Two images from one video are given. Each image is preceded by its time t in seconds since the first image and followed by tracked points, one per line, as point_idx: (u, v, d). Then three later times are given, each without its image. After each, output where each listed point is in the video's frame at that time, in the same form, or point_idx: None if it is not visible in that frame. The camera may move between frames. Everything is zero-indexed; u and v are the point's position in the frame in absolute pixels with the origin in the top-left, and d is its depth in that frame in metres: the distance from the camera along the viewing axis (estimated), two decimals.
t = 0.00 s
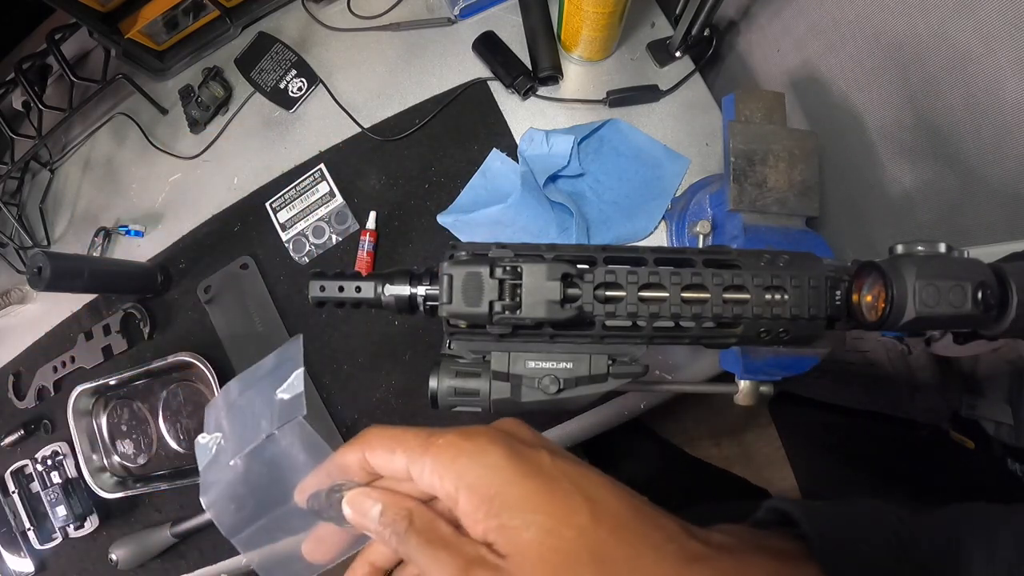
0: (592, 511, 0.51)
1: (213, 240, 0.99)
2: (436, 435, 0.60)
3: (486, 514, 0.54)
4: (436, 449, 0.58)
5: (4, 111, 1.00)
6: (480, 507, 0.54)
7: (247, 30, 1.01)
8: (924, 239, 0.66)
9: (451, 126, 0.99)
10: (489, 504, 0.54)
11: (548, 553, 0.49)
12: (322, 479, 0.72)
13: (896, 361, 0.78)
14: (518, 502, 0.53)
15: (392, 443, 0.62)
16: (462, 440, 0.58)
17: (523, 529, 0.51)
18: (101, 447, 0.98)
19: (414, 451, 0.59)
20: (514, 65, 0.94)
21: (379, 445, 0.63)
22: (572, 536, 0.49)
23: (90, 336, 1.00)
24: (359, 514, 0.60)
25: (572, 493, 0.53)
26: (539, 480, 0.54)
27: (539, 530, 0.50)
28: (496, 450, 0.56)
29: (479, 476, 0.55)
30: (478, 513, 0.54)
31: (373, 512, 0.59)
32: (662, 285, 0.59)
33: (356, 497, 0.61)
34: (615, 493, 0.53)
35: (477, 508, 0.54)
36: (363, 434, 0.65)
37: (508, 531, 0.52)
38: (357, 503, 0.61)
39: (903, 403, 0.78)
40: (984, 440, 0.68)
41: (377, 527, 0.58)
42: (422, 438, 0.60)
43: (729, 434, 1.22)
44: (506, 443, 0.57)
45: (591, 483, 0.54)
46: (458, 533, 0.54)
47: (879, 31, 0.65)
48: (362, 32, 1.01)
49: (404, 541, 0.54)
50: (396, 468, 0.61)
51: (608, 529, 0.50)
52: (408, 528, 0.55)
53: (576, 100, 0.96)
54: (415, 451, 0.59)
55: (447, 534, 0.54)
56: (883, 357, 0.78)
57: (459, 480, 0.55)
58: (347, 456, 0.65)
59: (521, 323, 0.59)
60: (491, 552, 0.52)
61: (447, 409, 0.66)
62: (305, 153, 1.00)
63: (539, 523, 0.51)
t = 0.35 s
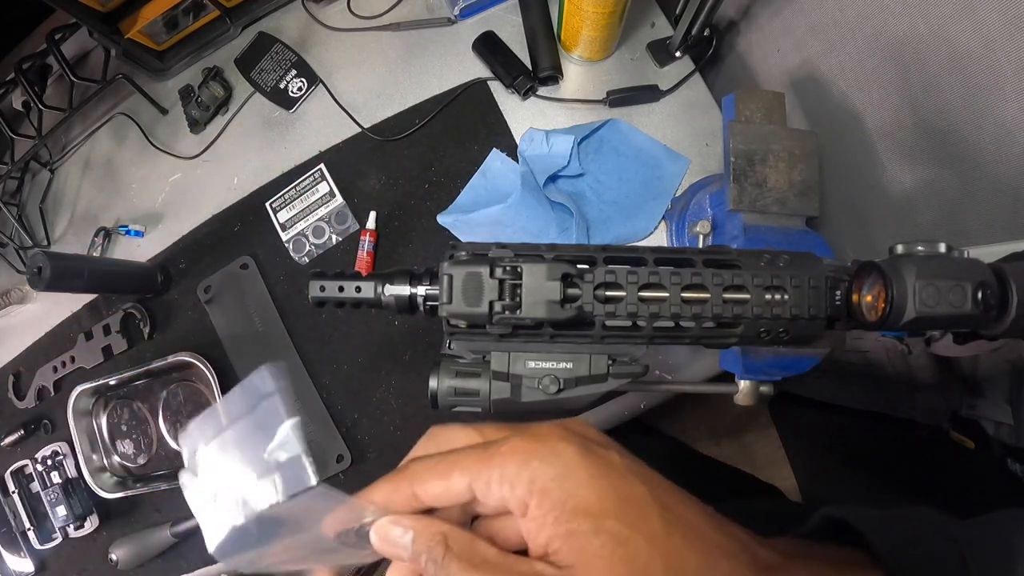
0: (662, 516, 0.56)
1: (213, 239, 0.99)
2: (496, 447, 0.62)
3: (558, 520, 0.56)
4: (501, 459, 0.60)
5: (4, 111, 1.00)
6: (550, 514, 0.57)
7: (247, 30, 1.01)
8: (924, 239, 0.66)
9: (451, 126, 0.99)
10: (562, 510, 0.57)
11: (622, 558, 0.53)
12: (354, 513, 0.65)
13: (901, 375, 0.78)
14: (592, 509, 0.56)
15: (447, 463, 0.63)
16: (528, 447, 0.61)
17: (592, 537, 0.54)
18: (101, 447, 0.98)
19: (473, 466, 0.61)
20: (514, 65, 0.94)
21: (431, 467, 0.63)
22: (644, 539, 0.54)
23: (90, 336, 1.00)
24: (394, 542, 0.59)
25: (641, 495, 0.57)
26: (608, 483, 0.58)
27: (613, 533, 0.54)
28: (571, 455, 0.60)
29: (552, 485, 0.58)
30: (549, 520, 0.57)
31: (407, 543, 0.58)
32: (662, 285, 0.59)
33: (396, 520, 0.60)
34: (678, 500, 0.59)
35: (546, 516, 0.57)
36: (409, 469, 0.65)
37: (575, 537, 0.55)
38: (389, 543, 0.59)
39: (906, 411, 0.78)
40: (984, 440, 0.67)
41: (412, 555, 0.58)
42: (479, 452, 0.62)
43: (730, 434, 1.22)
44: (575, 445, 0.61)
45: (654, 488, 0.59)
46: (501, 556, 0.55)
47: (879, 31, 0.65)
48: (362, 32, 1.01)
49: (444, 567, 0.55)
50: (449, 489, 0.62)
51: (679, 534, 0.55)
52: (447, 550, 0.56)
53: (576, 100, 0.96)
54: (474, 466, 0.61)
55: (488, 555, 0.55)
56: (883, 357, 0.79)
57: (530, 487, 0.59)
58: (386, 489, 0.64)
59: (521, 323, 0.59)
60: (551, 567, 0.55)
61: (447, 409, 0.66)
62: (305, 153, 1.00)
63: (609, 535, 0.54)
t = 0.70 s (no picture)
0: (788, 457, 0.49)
1: (213, 239, 0.99)
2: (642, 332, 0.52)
3: (679, 431, 0.49)
4: (646, 348, 0.50)
5: (5, 111, 1.00)
6: (680, 422, 0.49)
7: (247, 30, 1.01)
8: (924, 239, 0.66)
9: (451, 126, 0.99)
10: (694, 423, 0.48)
11: (733, 509, 0.47)
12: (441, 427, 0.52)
13: (902, 374, 0.79)
14: (729, 428, 0.48)
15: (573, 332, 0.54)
16: (680, 342, 0.50)
17: (715, 458, 0.48)
18: (101, 447, 0.98)
19: (611, 347, 0.52)
20: (514, 65, 0.94)
21: (559, 336, 0.54)
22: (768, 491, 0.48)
23: (90, 336, 0.99)
24: (466, 450, 0.51)
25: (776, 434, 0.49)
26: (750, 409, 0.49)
27: (739, 470, 0.47)
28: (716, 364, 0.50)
29: (690, 394, 0.49)
30: (677, 425, 0.49)
31: (483, 453, 0.50)
32: (662, 285, 0.59)
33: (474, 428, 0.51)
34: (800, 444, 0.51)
35: (678, 420, 0.49)
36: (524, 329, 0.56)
37: (690, 455, 0.48)
38: (461, 456, 0.51)
39: (904, 408, 0.77)
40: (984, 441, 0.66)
41: (489, 469, 0.50)
42: (620, 334, 0.52)
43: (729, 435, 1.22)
44: (723, 351, 0.51)
45: (786, 426, 0.51)
46: (587, 472, 0.49)
47: (879, 30, 0.65)
48: (362, 32, 1.01)
49: (528, 485, 0.49)
50: (576, 365, 0.53)
51: (797, 492, 0.49)
52: (533, 462, 0.49)
53: (576, 100, 0.96)
54: (616, 348, 0.52)
55: (574, 471, 0.48)
56: (883, 356, 0.81)
57: (667, 386, 0.50)
58: (500, 351, 0.56)
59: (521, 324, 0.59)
60: (653, 484, 0.49)
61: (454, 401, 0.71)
62: (305, 153, 1.00)
63: (734, 464, 0.47)
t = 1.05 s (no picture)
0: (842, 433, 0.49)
1: (213, 240, 0.99)
2: (715, 291, 0.51)
3: (741, 395, 0.49)
4: (721, 306, 0.50)
5: (5, 111, 1.00)
6: (746, 385, 0.49)
7: (246, 30, 1.01)
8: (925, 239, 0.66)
9: (451, 126, 0.99)
10: (757, 389, 0.48)
11: (785, 477, 0.47)
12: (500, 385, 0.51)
13: (904, 372, 0.75)
14: (793, 398, 0.48)
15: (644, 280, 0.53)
16: (750, 304, 0.50)
17: (773, 425, 0.47)
18: (101, 447, 0.98)
19: (689, 298, 0.51)
20: (514, 65, 0.94)
21: (637, 282, 0.52)
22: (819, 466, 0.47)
23: (90, 336, 1.00)
24: (497, 399, 0.50)
25: (833, 409, 0.49)
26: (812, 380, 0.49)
27: (795, 440, 0.47)
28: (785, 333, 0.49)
29: (759, 358, 0.49)
30: (742, 389, 0.49)
31: (517, 404, 0.49)
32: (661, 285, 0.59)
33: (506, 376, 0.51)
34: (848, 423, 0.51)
35: (743, 383, 0.49)
36: (598, 272, 0.55)
37: (748, 420, 0.48)
38: (497, 407, 0.51)
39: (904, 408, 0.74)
40: (985, 441, 0.66)
41: (521, 421, 0.50)
42: (692, 289, 0.52)
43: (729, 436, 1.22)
44: (791, 321, 0.50)
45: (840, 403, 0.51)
46: (632, 431, 0.48)
47: (879, 30, 0.65)
48: (362, 32, 1.01)
49: (569, 440, 0.48)
50: (648, 313, 0.52)
51: (847, 472, 0.48)
52: (574, 417, 0.48)
53: (576, 100, 0.96)
54: (691, 301, 0.51)
55: (618, 428, 0.48)
56: (883, 356, 0.77)
57: (739, 345, 0.49)
58: (574, 293, 0.53)
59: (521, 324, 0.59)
60: (705, 444, 0.48)
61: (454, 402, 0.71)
62: (305, 153, 1.00)
63: (792, 432, 0.47)
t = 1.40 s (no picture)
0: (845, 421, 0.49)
1: (213, 239, 0.99)
2: (709, 286, 0.52)
3: (742, 389, 0.48)
4: (714, 299, 0.50)
5: (5, 111, 1.00)
6: (747, 378, 0.48)
7: (246, 30, 1.01)
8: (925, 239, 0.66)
9: (451, 126, 0.99)
10: (756, 380, 0.48)
11: (793, 469, 0.46)
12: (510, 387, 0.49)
13: (904, 372, 0.74)
14: (793, 388, 0.48)
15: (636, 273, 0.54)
16: (743, 297, 0.50)
17: (777, 417, 0.47)
18: (101, 447, 0.98)
19: (681, 291, 0.52)
20: (514, 65, 0.95)
21: (631, 275, 0.54)
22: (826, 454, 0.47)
23: (90, 336, 0.99)
24: (507, 405, 0.49)
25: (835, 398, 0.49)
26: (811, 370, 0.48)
27: (800, 429, 0.47)
28: (779, 325, 0.49)
29: (758, 348, 0.48)
30: (743, 381, 0.48)
31: (527, 405, 0.49)
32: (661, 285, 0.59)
33: (514, 382, 0.49)
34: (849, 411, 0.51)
35: (743, 376, 0.48)
36: (595, 262, 0.56)
37: (753, 412, 0.47)
38: (502, 409, 0.50)
39: (904, 408, 0.74)
40: (984, 441, 0.66)
41: (530, 423, 0.49)
42: (686, 285, 0.52)
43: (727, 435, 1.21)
44: (784, 313, 0.51)
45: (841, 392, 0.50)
46: (638, 430, 0.47)
47: (879, 31, 0.65)
48: (362, 32, 1.01)
49: (576, 441, 0.47)
50: (642, 304, 0.53)
51: (852, 459, 0.48)
52: (581, 420, 0.47)
53: (576, 100, 0.96)
54: (684, 294, 0.52)
55: (625, 429, 0.47)
56: (881, 355, 0.75)
57: (736, 339, 0.49)
58: (570, 281, 0.55)
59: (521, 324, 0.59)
60: (712, 441, 0.47)
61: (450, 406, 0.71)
62: (305, 153, 1.00)
63: (796, 422, 0.47)
